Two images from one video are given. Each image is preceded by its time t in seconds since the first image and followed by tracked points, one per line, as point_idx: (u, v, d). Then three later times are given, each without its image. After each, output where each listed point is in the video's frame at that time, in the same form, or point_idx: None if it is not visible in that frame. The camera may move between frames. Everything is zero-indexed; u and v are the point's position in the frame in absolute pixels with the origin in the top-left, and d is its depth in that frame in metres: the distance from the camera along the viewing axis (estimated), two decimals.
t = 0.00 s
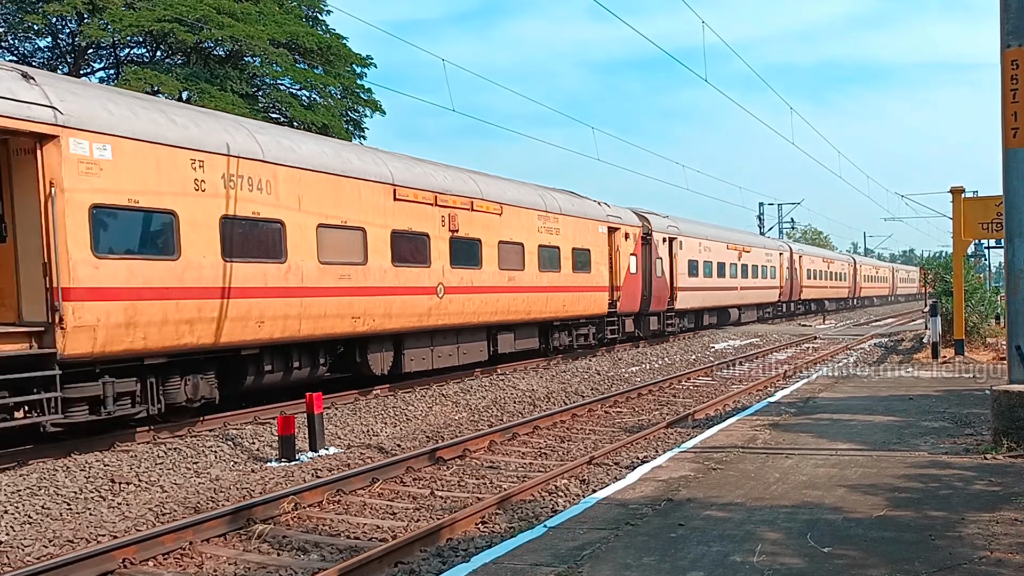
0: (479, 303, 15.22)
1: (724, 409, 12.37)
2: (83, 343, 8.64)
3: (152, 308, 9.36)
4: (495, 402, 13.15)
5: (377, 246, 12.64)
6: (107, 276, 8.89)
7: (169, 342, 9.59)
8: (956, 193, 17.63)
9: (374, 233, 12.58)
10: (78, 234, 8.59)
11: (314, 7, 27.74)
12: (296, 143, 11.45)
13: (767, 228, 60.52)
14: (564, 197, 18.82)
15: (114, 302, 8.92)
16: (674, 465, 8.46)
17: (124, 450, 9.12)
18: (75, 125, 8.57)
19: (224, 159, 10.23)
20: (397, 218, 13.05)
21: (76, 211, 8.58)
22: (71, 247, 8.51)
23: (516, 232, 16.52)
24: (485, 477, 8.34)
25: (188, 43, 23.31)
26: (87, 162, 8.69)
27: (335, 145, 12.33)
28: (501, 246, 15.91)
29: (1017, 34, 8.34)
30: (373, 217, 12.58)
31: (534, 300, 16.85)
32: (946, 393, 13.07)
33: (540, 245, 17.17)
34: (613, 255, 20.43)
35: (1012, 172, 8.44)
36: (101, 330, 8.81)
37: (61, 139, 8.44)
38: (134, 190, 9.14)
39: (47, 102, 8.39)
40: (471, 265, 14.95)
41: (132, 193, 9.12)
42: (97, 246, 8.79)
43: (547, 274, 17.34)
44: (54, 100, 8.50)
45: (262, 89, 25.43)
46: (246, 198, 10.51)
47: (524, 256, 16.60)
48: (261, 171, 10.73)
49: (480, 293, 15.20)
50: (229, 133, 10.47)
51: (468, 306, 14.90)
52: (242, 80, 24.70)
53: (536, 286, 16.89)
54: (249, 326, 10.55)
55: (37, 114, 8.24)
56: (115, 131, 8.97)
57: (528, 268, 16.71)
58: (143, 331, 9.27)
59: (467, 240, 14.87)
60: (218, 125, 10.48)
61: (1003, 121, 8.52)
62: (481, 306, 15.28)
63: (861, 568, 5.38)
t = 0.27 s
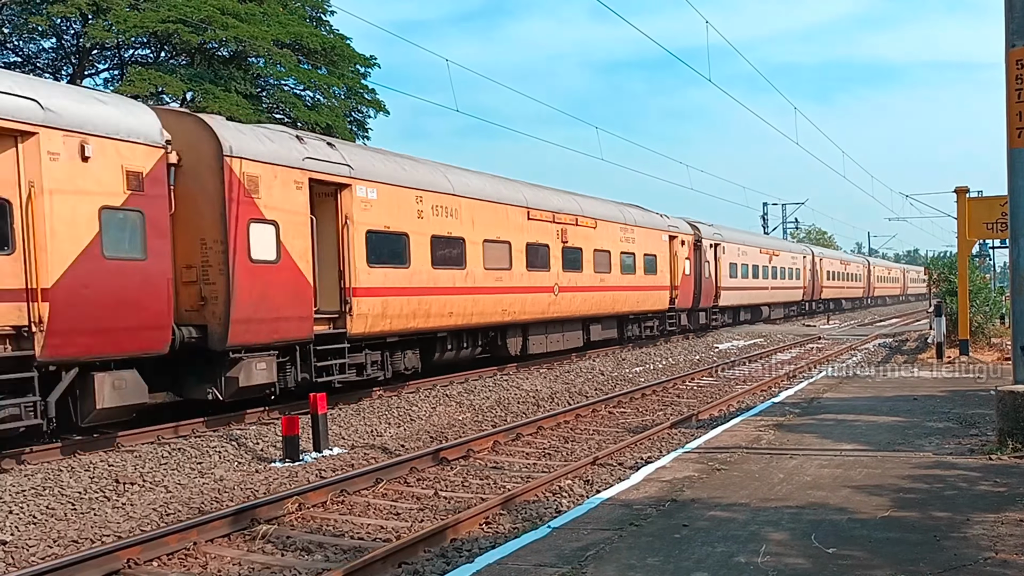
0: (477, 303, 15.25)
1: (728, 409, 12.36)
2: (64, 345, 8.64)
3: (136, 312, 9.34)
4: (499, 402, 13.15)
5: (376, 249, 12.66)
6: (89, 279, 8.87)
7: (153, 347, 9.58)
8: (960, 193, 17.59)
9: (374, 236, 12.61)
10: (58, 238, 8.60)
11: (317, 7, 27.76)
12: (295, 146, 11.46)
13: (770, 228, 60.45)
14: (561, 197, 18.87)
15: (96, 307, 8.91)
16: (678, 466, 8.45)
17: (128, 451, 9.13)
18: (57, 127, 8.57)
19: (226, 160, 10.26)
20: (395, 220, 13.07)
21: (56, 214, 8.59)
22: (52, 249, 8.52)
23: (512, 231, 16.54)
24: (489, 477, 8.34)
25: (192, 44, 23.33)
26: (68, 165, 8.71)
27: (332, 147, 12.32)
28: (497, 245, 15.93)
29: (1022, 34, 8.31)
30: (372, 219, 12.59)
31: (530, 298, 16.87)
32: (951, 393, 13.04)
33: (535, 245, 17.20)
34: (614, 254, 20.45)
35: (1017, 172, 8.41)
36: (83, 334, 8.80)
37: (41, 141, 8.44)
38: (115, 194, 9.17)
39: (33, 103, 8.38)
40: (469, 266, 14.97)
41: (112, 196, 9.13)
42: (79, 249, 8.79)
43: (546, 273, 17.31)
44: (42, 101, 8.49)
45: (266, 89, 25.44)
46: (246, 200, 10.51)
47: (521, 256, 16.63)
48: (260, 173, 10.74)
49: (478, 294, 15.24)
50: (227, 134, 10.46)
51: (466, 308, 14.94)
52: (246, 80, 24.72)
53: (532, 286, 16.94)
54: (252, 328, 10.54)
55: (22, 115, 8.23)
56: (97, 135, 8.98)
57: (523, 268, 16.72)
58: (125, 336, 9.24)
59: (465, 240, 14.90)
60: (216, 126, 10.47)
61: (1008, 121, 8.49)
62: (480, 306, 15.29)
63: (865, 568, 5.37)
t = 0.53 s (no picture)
0: (479, 302, 15.24)
1: (731, 409, 12.34)
2: (89, 342, 8.58)
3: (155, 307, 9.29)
4: (502, 402, 13.14)
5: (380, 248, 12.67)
6: (109, 275, 8.81)
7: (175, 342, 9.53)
8: (965, 193, 17.55)
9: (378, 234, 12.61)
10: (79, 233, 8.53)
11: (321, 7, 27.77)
12: (302, 143, 11.44)
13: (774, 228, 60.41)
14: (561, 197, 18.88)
15: (116, 302, 8.85)
16: (681, 465, 8.45)
17: (132, 450, 9.15)
18: (75, 123, 8.49)
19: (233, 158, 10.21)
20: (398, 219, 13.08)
21: (77, 209, 8.53)
22: (72, 245, 8.46)
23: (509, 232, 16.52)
24: (492, 477, 8.34)
25: (196, 44, 23.36)
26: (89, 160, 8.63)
27: (337, 146, 12.32)
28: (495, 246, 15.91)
29: None
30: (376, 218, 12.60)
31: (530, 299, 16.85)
32: (955, 394, 13.01)
33: (535, 245, 17.21)
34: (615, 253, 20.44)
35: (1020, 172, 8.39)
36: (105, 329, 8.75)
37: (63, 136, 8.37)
38: (136, 188, 9.10)
39: (49, 98, 8.30)
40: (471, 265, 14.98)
41: (133, 190, 9.06)
42: (100, 244, 8.73)
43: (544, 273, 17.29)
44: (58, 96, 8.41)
45: (270, 89, 25.49)
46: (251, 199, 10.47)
47: (523, 256, 16.63)
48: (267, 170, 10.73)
49: (479, 293, 15.23)
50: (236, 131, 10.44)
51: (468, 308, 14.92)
52: (250, 80, 24.75)
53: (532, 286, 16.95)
54: (257, 327, 10.52)
55: (38, 111, 8.16)
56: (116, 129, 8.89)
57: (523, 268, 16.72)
58: (147, 331, 9.20)
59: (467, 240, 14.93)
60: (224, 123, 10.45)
61: (1013, 121, 8.46)
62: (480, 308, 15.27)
63: (869, 568, 5.36)
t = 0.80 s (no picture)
0: (486, 302, 15.13)
1: (732, 409, 12.34)
2: (91, 342, 8.63)
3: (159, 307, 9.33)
4: (503, 402, 13.14)
5: (386, 248, 12.64)
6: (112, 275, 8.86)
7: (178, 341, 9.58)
8: (966, 193, 17.55)
9: (384, 234, 12.57)
10: (82, 233, 8.57)
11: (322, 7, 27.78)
12: (307, 143, 11.40)
13: (775, 228, 60.40)
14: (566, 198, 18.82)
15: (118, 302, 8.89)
16: (682, 465, 8.44)
17: (133, 449, 9.16)
18: (76, 124, 8.52)
19: (234, 159, 10.20)
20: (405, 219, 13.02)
21: (80, 210, 8.55)
22: (76, 245, 8.49)
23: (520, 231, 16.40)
24: (493, 477, 8.34)
25: (197, 44, 23.37)
26: (91, 161, 8.66)
27: (344, 145, 12.27)
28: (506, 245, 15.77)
29: None
30: (382, 218, 12.55)
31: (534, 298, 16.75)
32: (956, 393, 13.00)
33: (541, 246, 17.15)
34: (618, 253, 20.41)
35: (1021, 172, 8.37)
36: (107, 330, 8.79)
37: (64, 137, 8.40)
38: (139, 189, 9.13)
39: (50, 99, 8.33)
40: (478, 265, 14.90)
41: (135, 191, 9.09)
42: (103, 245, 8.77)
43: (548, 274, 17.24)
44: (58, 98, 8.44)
45: (271, 88, 25.50)
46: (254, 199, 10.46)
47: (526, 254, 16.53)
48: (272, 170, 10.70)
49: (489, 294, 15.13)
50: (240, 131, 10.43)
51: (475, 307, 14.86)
52: (252, 79, 24.77)
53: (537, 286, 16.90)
54: (258, 328, 10.52)
55: (39, 112, 8.19)
56: (117, 130, 8.91)
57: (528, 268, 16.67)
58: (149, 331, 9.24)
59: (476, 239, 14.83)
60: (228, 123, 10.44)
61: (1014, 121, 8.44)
62: (489, 307, 15.21)
63: (869, 568, 5.36)
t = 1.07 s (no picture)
0: (486, 302, 15.16)
1: (733, 408, 12.34)
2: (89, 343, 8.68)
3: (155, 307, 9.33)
4: (504, 401, 13.14)
5: (385, 247, 12.70)
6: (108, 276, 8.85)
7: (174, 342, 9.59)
8: (967, 192, 17.54)
9: (383, 233, 12.61)
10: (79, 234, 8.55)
11: (323, 6, 27.78)
12: (306, 142, 11.43)
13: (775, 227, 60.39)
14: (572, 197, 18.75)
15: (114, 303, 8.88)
16: (683, 465, 8.44)
17: (134, 449, 9.16)
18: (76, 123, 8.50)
19: (235, 159, 10.24)
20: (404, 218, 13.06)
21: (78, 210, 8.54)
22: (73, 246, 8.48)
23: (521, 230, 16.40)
24: (493, 476, 8.34)
25: (198, 43, 23.38)
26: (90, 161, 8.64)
27: (343, 144, 12.30)
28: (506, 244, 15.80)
29: None
30: (381, 217, 12.60)
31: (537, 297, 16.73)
32: (957, 393, 13.00)
33: (543, 244, 17.12)
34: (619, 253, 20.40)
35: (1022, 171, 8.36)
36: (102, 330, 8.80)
37: (63, 136, 8.39)
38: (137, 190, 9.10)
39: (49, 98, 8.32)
40: (478, 264, 14.93)
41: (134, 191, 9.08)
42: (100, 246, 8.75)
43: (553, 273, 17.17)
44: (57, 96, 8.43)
45: (271, 88, 25.50)
46: (254, 199, 10.50)
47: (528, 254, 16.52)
48: (271, 169, 10.75)
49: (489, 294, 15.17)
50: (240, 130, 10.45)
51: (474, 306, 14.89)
52: (252, 79, 24.77)
53: (540, 285, 16.86)
54: (258, 327, 10.58)
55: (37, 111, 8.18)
56: (115, 130, 8.91)
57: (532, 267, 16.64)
58: (144, 332, 9.24)
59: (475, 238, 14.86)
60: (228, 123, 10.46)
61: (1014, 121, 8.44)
62: (489, 307, 15.27)
63: (869, 567, 5.35)
